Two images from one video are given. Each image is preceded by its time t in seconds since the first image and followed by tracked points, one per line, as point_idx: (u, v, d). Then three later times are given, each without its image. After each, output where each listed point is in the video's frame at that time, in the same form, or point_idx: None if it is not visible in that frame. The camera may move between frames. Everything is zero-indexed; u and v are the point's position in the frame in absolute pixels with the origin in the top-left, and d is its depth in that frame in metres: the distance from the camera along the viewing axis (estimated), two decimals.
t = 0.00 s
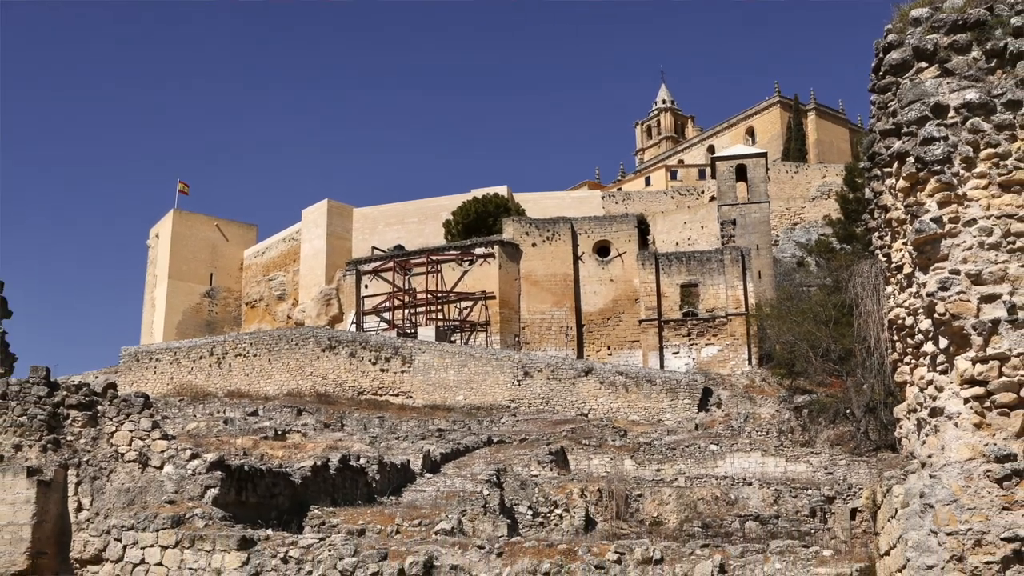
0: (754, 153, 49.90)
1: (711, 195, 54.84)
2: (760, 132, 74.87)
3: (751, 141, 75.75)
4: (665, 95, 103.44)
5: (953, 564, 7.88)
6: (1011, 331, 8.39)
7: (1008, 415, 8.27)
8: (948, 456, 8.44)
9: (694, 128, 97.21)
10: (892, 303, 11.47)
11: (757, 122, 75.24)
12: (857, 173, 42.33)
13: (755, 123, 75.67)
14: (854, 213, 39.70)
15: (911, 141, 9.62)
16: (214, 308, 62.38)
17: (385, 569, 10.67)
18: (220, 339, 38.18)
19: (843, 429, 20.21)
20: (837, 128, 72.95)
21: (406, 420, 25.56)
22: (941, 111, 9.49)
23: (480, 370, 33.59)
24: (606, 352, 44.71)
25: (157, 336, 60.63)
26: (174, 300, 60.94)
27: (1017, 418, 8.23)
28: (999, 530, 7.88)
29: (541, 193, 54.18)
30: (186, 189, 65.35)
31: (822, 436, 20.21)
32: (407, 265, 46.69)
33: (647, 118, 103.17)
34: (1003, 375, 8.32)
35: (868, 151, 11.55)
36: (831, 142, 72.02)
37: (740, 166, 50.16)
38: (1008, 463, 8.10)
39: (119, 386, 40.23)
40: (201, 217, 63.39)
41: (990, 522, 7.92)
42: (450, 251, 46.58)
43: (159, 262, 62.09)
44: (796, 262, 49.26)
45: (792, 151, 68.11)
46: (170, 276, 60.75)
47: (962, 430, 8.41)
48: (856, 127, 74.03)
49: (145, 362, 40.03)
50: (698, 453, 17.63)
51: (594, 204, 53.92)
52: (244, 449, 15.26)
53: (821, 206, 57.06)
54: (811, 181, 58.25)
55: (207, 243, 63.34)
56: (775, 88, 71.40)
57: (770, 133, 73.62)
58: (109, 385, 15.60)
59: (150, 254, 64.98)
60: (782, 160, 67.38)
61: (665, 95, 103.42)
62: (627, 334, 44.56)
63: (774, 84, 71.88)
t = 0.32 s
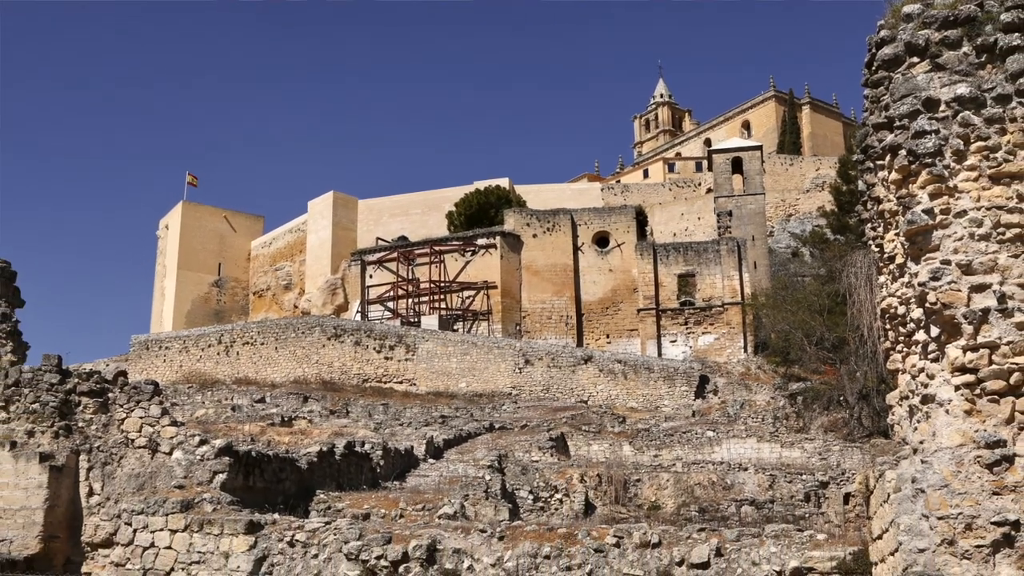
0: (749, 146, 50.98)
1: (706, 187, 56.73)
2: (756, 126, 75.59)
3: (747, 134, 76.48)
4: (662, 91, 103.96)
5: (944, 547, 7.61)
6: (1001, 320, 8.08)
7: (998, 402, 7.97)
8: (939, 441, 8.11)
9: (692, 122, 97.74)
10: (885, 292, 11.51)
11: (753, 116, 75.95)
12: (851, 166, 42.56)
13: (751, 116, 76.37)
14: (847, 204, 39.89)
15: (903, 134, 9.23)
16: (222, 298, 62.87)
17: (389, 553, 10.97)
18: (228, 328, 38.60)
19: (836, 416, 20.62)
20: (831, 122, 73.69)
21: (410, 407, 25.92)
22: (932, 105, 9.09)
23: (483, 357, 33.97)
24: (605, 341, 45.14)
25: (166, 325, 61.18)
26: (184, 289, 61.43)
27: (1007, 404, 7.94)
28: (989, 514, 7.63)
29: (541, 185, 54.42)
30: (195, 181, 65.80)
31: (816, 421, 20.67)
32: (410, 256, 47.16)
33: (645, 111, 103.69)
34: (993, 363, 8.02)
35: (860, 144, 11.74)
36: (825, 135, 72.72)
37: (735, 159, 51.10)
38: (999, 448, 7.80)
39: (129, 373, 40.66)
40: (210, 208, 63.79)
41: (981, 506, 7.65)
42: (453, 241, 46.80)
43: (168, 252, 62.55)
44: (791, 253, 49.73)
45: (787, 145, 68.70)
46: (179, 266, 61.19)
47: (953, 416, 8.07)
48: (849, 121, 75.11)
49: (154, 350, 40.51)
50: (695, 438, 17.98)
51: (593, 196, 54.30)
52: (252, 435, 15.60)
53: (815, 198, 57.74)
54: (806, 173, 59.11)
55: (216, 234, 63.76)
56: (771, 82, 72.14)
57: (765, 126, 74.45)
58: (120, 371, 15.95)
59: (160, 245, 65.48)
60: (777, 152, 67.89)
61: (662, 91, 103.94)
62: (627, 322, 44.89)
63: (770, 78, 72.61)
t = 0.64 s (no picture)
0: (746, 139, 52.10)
1: (704, 179, 56.70)
2: (751, 120, 75.90)
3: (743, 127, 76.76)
4: (660, 85, 104.26)
5: (936, 532, 7.66)
6: (991, 309, 8.01)
7: (989, 389, 7.93)
8: (930, 429, 8.08)
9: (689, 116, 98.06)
10: (878, 282, 11.35)
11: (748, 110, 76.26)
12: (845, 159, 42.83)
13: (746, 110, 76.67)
14: (841, 195, 40.15)
15: (895, 128, 9.02)
16: (230, 287, 63.23)
17: (393, 537, 11.27)
18: (236, 317, 38.97)
19: (830, 403, 21.02)
20: (825, 115, 73.95)
21: (414, 394, 26.24)
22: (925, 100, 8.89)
23: (485, 346, 34.31)
24: (605, 329, 45.48)
25: (175, 315, 61.61)
26: (192, 280, 61.77)
27: (998, 392, 7.90)
28: (979, 499, 7.63)
29: (541, 177, 54.75)
30: (203, 173, 66.15)
31: (811, 408, 21.10)
32: (413, 246, 47.40)
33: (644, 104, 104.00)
34: (983, 351, 7.96)
35: (854, 138, 11.97)
36: (820, 129, 72.97)
37: (731, 153, 52.24)
38: (989, 435, 7.79)
39: (139, 361, 41.04)
40: (217, 200, 64.10)
41: (971, 491, 7.67)
42: (456, 232, 47.16)
43: (176, 243, 62.88)
44: (786, 243, 50.10)
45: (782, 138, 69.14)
46: (187, 256, 61.52)
47: (945, 404, 8.03)
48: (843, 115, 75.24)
49: (163, 338, 40.89)
50: (692, 425, 18.32)
51: (593, 188, 54.63)
52: (259, 422, 15.92)
53: (809, 189, 58.14)
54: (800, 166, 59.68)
55: (223, 225, 64.07)
56: (765, 77, 72.44)
57: (759, 121, 74.74)
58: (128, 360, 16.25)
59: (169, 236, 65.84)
60: (772, 145, 68.24)
61: (660, 85, 104.25)
62: (626, 312, 45.24)
63: (765, 72, 72.88)
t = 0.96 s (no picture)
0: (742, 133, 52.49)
1: (700, 172, 57.31)
2: (747, 114, 76.28)
3: (740, 121, 77.13)
4: (658, 79, 104.59)
5: (928, 517, 7.60)
6: (982, 299, 7.98)
7: (980, 377, 7.93)
8: (922, 417, 8.05)
9: (687, 110, 98.32)
10: (871, 273, 11.39)
11: (745, 104, 76.66)
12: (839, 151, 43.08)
13: (743, 104, 77.04)
14: (835, 186, 40.40)
15: (888, 122, 8.98)
16: (238, 278, 63.57)
17: (396, 522, 11.57)
18: (243, 306, 39.33)
19: (825, 390, 21.44)
20: (820, 109, 74.31)
21: (417, 382, 26.57)
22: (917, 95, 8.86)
23: (486, 335, 34.66)
24: (604, 319, 45.86)
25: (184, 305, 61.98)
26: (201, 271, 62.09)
27: (988, 380, 7.90)
28: (970, 485, 7.58)
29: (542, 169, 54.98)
30: (211, 166, 66.47)
31: (806, 395, 21.50)
32: (417, 237, 47.67)
33: (642, 99, 104.36)
34: (974, 341, 7.95)
35: (848, 131, 12.14)
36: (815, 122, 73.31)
37: (728, 146, 52.30)
38: (980, 422, 7.77)
39: (148, 350, 41.38)
40: (225, 192, 64.40)
41: (963, 477, 7.61)
42: (459, 224, 47.54)
43: (184, 235, 63.22)
44: (782, 235, 50.46)
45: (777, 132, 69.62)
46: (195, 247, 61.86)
47: (936, 392, 8.00)
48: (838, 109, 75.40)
49: (173, 328, 41.26)
50: (689, 412, 18.66)
51: (592, 180, 54.95)
52: (266, 409, 16.24)
53: (804, 181, 58.53)
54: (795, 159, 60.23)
55: (231, 217, 64.39)
56: (761, 71, 72.86)
57: (756, 114, 75.12)
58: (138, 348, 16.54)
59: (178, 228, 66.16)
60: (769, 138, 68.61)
61: (658, 79, 104.58)
62: (624, 302, 45.58)
63: (761, 67, 73.29)
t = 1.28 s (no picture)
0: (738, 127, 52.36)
1: (698, 165, 57.73)
2: (743, 108, 76.53)
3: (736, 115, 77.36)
4: (656, 74, 104.75)
5: (920, 502, 7.77)
6: (973, 289, 8.18)
7: (971, 365, 8.12)
8: (914, 404, 8.25)
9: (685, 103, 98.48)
10: (864, 264, 11.59)
11: (741, 99, 76.90)
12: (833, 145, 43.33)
13: (738, 99, 77.27)
14: (829, 179, 40.63)
15: (881, 116, 9.18)
16: (244, 268, 63.89)
17: (400, 507, 11.87)
18: (250, 296, 39.64)
19: (819, 378, 21.80)
20: (814, 103, 74.62)
21: (420, 370, 26.89)
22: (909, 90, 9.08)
23: (488, 324, 34.97)
24: (603, 309, 46.12)
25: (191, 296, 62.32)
26: (209, 261, 62.38)
27: (979, 368, 8.10)
28: (961, 471, 7.77)
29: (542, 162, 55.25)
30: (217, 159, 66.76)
31: (801, 383, 21.87)
32: (420, 229, 48.01)
33: (640, 93, 104.56)
34: (965, 330, 8.15)
35: (841, 125, 12.39)
36: (810, 116, 73.60)
37: (726, 140, 52.51)
38: (971, 409, 7.96)
39: (158, 339, 41.73)
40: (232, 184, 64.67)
41: (954, 464, 7.80)
42: (461, 216, 47.87)
43: (192, 226, 63.52)
44: (777, 226, 50.82)
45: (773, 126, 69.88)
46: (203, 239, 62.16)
47: (928, 379, 8.21)
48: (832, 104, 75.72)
49: (182, 317, 41.62)
50: (687, 400, 19.00)
51: (592, 172, 55.20)
52: (273, 397, 16.58)
53: (798, 175, 58.95)
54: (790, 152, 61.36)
55: (238, 209, 64.67)
56: (756, 66, 73.10)
57: (752, 108, 75.36)
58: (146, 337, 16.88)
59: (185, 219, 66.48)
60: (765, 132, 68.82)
61: (656, 74, 104.74)
62: (623, 292, 45.88)
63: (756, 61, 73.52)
